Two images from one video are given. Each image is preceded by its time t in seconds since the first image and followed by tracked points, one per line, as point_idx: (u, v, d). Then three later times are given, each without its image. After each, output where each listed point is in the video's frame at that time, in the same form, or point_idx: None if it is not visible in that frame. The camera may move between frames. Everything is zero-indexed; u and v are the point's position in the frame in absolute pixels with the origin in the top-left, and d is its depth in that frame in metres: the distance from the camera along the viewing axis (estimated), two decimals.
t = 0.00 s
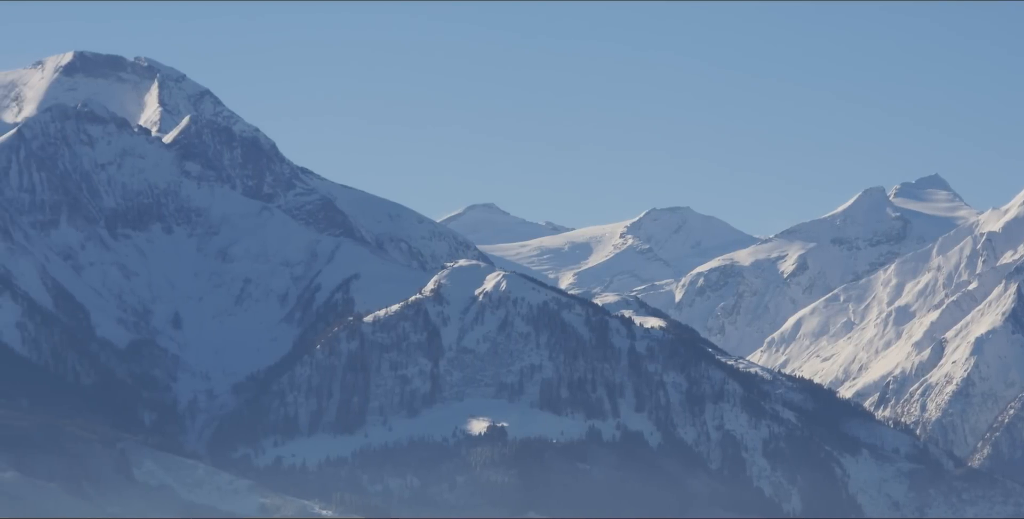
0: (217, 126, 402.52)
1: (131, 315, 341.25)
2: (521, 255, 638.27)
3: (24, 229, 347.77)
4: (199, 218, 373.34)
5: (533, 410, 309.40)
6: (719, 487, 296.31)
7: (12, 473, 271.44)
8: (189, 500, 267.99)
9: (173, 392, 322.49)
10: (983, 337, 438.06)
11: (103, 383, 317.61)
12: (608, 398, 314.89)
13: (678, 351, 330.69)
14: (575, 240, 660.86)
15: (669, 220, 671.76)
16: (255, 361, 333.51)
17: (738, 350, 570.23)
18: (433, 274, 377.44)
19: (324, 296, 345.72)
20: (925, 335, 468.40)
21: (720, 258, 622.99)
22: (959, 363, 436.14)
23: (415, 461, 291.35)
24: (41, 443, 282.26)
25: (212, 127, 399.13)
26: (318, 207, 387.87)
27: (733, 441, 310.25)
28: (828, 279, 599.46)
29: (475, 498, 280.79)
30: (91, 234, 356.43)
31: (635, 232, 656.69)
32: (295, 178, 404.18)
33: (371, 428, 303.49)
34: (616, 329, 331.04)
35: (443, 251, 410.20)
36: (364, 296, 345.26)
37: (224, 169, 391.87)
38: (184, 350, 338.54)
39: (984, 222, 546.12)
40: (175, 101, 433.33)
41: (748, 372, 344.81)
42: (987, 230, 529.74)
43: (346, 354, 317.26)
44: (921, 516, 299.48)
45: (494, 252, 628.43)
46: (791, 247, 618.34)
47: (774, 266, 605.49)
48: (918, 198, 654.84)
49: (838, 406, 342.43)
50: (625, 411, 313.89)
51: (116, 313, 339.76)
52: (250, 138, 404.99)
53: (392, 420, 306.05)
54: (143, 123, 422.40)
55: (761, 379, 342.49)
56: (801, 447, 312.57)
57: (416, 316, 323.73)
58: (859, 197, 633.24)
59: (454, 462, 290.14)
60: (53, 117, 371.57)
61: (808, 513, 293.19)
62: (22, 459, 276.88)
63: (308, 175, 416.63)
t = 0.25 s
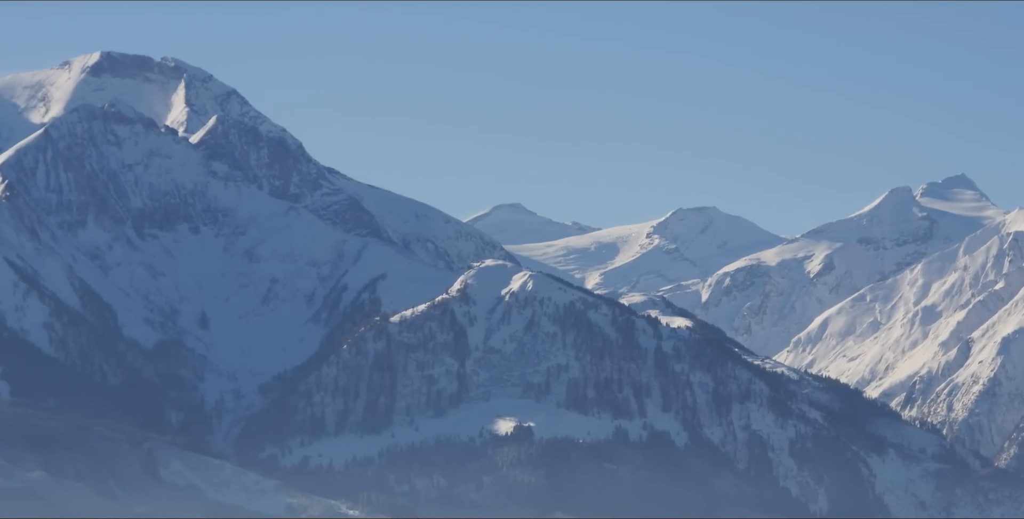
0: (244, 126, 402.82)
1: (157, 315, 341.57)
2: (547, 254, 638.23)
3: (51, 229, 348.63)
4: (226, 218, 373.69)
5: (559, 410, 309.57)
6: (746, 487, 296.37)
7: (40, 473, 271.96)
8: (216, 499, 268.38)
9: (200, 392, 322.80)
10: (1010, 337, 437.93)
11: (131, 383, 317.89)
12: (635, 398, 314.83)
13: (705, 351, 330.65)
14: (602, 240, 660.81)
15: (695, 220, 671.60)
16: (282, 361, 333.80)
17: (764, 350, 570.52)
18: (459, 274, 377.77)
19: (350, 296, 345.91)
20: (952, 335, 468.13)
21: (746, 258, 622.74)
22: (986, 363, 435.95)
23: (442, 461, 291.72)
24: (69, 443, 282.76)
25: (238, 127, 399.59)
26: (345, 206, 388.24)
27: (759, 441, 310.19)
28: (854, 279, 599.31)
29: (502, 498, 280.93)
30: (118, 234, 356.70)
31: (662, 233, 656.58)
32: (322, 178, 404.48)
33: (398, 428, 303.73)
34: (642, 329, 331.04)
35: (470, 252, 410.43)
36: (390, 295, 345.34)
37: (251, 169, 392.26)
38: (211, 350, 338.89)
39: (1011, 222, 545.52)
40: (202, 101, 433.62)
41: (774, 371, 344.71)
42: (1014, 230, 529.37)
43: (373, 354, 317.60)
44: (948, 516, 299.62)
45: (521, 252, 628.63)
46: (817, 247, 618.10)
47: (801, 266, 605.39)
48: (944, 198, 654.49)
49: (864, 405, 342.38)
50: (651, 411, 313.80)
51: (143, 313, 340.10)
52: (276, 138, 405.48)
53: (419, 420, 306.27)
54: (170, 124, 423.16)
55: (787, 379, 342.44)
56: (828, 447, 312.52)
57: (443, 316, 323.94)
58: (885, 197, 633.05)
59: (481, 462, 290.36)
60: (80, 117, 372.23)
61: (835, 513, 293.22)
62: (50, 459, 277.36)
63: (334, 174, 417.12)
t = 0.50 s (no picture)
0: (267, 126, 403.20)
1: (181, 315, 342.07)
2: (570, 254, 638.45)
3: (75, 229, 349.22)
4: (249, 218, 374.13)
5: (583, 410, 309.80)
6: (770, 487, 296.47)
7: (64, 473, 272.47)
8: (240, 499, 268.76)
9: (224, 392, 323.23)
10: None
11: (155, 383, 318.35)
12: (658, 398, 314.87)
13: (728, 351, 330.67)
14: (625, 241, 660.96)
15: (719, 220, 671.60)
16: (305, 361, 334.14)
17: (788, 349, 571.20)
18: (482, 274, 378.10)
19: (374, 296, 346.11)
20: (976, 335, 468.02)
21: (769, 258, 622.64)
22: (1010, 362, 435.93)
23: (465, 461, 291.97)
24: (93, 443, 283.20)
25: (261, 128, 400.06)
26: (368, 207, 388.53)
27: (783, 441, 310.22)
28: (877, 279, 599.27)
29: (525, 498, 281.14)
30: (141, 234, 357.24)
31: (685, 233, 656.67)
32: (345, 178, 404.77)
33: (421, 428, 304.05)
34: (665, 329, 331.08)
35: (494, 251, 410.59)
36: (414, 296, 345.51)
37: (275, 169, 392.73)
38: (235, 350, 339.31)
39: None
40: (226, 101, 434.00)
41: (798, 371, 344.73)
42: None
43: (396, 354, 317.86)
44: (971, 516, 299.67)
45: (544, 252, 628.91)
46: (840, 247, 617.94)
47: (824, 265, 605.45)
48: (968, 198, 654.22)
49: (888, 406, 342.33)
50: (674, 411, 313.81)
51: (167, 313, 340.59)
52: (300, 138, 405.87)
53: (442, 420, 306.61)
54: (194, 124, 423.79)
55: (810, 379, 342.44)
56: (851, 447, 312.48)
57: (466, 316, 324.22)
58: (908, 197, 632.87)
59: (504, 462, 290.58)
60: (105, 117, 372.45)
61: (858, 513, 293.28)
62: (74, 458, 277.79)
63: (358, 175, 417.51)
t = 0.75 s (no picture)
0: (295, 126, 403.57)
1: (209, 315, 342.56)
2: (597, 255, 638.64)
3: (103, 229, 349.66)
4: (277, 218, 374.66)
5: (610, 410, 310.00)
6: (797, 487, 296.51)
7: (92, 473, 272.94)
8: (268, 500, 269.14)
9: (252, 392, 323.71)
10: None
11: (182, 383, 318.77)
12: (685, 397, 314.88)
13: (756, 350, 330.67)
14: (652, 241, 661.06)
15: (746, 220, 671.49)
16: (333, 361, 334.48)
17: (813, 349, 572.41)
18: (509, 273, 378.37)
19: (401, 296, 346.30)
20: (1004, 334, 467.90)
21: (797, 258, 622.43)
22: None
23: (493, 461, 292.24)
24: (120, 442, 283.64)
25: (289, 128, 400.46)
26: (395, 206, 388.93)
27: (810, 441, 310.23)
28: (904, 277, 598.18)
29: (552, 498, 281.30)
30: (169, 234, 357.88)
31: (712, 233, 656.68)
32: (373, 179, 405.10)
33: (449, 428, 304.39)
34: (692, 329, 331.10)
35: (521, 251, 410.76)
36: (441, 296, 345.62)
37: (303, 169, 393.23)
38: (262, 350, 339.78)
39: None
40: (253, 101, 434.37)
41: (825, 371, 344.72)
42: None
43: (423, 354, 318.14)
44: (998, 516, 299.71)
45: (572, 252, 629.06)
46: (867, 246, 617.56)
47: (851, 265, 605.29)
48: (995, 198, 653.80)
49: (915, 405, 342.30)
50: (701, 410, 313.82)
51: (195, 313, 341.09)
52: (328, 138, 406.29)
53: (469, 420, 306.95)
54: (221, 124, 424.44)
55: (838, 379, 342.42)
56: (878, 447, 312.42)
57: (494, 316, 324.55)
58: (935, 197, 632.40)
59: (532, 462, 290.73)
60: (132, 118, 372.72)
61: (885, 513, 293.30)
62: (102, 458, 278.24)
63: (385, 175, 417.92)
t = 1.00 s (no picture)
0: (318, 126, 403.79)
1: (233, 315, 342.99)
2: (621, 254, 638.61)
3: (128, 229, 350.11)
4: (301, 219, 375.18)
5: (634, 410, 310.12)
6: (821, 487, 296.55)
7: (117, 472, 273.24)
8: (292, 499, 269.38)
9: (276, 392, 324.11)
10: None
11: (207, 383, 319.08)
12: (709, 397, 314.87)
13: (780, 350, 330.60)
14: (676, 241, 661.01)
15: (769, 220, 671.25)
16: (357, 361, 334.77)
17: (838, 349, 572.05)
18: (533, 273, 378.57)
19: (425, 296, 346.38)
20: None
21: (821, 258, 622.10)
22: None
23: (517, 461, 292.40)
24: (145, 443, 283.93)
25: (313, 128, 400.72)
26: (420, 206, 389.18)
27: (834, 441, 310.20)
28: (928, 278, 597.04)
29: (576, 498, 281.44)
30: (193, 234, 358.58)
31: (736, 233, 656.51)
32: (396, 179, 405.21)
33: (473, 428, 304.70)
34: (716, 329, 331.06)
35: (545, 252, 410.83)
36: (465, 295, 345.60)
37: (327, 170, 393.65)
38: (287, 350, 340.20)
39: None
40: (277, 100, 434.51)
41: (849, 371, 344.63)
42: None
43: (448, 354, 318.34)
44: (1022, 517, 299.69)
45: (596, 252, 629.13)
46: (891, 246, 617.05)
47: (875, 265, 604.98)
48: (1019, 197, 653.29)
49: (939, 405, 342.15)
50: (726, 410, 313.79)
51: (219, 313, 341.47)
52: (352, 138, 406.55)
53: (493, 420, 307.25)
54: (245, 124, 424.90)
55: (862, 379, 342.32)
56: (902, 447, 312.33)
57: (518, 316, 324.78)
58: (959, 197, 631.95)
59: (556, 462, 290.88)
60: (157, 117, 373.48)
61: (909, 513, 293.32)
62: (127, 458, 278.52)
63: (408, 175, 418.18)
